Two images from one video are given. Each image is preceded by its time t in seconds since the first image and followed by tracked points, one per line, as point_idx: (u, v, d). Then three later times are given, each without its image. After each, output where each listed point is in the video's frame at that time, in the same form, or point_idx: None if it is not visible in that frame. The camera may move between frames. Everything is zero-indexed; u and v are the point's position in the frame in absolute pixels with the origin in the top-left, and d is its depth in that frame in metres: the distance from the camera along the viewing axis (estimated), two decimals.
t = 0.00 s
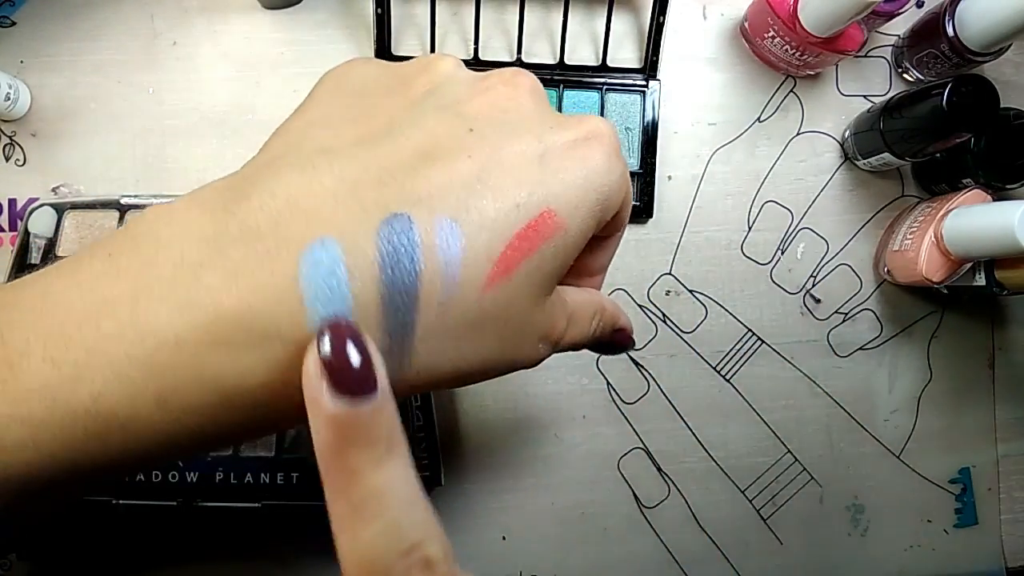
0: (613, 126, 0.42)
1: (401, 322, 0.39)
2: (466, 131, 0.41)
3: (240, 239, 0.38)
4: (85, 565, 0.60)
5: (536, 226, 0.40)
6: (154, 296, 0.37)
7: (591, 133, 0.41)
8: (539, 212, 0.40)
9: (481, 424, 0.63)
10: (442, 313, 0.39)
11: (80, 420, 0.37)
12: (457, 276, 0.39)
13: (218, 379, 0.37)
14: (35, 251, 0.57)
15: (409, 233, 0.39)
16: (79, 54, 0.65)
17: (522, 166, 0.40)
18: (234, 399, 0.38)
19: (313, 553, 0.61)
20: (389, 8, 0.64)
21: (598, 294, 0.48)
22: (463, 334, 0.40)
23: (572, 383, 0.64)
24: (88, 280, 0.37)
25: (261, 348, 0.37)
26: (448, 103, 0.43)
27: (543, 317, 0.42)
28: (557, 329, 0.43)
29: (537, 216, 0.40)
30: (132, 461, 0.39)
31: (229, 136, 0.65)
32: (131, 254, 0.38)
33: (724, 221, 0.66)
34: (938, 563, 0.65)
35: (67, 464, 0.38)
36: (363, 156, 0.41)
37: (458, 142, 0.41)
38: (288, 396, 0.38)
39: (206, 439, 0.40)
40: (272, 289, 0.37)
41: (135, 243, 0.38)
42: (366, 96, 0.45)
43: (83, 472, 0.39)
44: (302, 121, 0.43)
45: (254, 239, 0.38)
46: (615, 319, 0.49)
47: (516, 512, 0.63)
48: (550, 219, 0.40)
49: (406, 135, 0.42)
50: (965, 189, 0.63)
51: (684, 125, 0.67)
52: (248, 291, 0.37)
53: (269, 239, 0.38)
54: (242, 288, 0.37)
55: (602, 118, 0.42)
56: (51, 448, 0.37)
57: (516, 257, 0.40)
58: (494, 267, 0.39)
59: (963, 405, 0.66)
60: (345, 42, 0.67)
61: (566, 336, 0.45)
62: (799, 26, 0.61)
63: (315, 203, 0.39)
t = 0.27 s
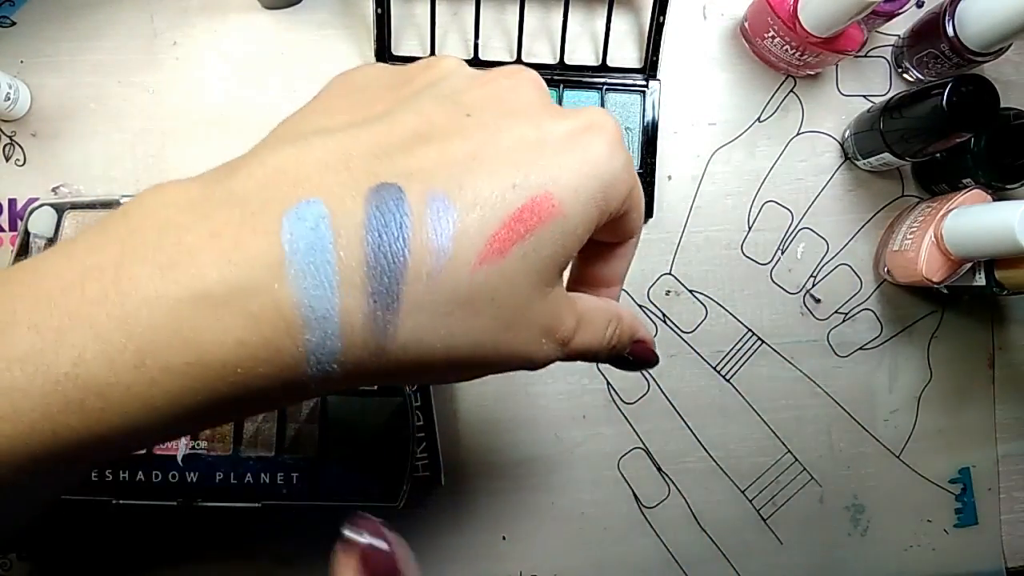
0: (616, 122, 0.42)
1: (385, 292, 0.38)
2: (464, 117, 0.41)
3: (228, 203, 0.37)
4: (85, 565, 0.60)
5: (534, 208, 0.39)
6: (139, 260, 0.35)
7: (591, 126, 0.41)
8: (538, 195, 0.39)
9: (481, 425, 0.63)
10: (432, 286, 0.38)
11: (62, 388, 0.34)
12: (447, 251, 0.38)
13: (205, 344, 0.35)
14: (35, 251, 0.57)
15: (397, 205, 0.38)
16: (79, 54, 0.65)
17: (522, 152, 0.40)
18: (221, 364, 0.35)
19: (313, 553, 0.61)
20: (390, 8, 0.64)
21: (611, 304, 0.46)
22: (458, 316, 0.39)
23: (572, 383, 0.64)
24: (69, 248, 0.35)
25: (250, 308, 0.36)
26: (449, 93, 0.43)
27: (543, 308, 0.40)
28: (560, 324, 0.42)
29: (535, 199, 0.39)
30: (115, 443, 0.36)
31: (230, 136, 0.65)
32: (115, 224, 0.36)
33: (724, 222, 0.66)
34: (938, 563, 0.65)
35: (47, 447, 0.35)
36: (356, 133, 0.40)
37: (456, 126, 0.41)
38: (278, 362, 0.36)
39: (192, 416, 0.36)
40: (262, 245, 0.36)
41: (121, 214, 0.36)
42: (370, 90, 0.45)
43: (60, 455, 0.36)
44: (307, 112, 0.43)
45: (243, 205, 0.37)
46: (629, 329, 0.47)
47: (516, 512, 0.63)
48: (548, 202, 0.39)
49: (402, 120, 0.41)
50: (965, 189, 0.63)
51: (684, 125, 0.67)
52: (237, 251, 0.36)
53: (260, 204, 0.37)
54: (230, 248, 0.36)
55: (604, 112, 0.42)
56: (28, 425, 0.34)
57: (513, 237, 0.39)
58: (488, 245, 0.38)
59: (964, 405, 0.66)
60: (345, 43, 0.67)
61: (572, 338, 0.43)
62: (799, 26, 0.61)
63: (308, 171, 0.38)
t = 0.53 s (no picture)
0: (637, 161, 0.42)
1: (419, 317, 0.39)
2: (496, 152, 0.42)
3: (275, 231, 0.38)
4: (85, 565, 0.60)
5: (561, 242, 0.40)
6: (191, 283, 0.36)
7: (614, 162, 0.41)
8: (565, 229, 0.40)
9: (482, 424, 0.63)
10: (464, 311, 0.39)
11: (108, 400, 0.35)
12: (478, 280, 0.39)
13: (251, 362, 0.36)
14: (35, 251, 0.57)
15: (433, 234, 0.39)
16: (80, 54, 0.65)
17: (548, 186, 0.40)
18: (267, 383, 0.37)
19: (314, 552, 0.62)
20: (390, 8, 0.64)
21: (627, 334, 0.46)
22: (487, 342, 0.39)
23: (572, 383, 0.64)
24: (124, 271, 0.37)
25: (294, 329, 0.37)
26: (484, 131, 0.43)
27: (567, 338, 0.41)
28: (582, 354, 0.42)
29: (562, 232, 0.40)
30: (158, 456, 0.37)
31: (231, 137, 0.65)
32: (167, 249, 0.38)
33: (724, 221, 0.66)
34: (938, 563, 0.65)
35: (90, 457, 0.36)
36: (396, 168, 0.41)
37: (489, 161, 0.41)
38: (319, 381, 0.38)
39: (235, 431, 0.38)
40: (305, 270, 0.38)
41: (174, 240, 0.38)
42: (405, 122, 0.45)
43: (105, 468, 0.37)
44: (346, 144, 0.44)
45: (289, 232, 0.38)
46: (643, 358, 0.47)
47: (516, 512, 0.63)
48: (575, 236, 0.40)
49: (436, 156, 0.42)
50: (964, 189, 0.63)
51: (684, 125, 0.67)
52: (283, 276, 0.37)
53: (305, 231, 0.38)
54: (277, 273, 0.37)
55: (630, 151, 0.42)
56: (76, 436, 0.35)
57: (540, 270, 0.39)
58: (516, 276, 0.39)
59: (964, 405, 0.66)
60: (346, 43, 0.67)
61: (592, 368, 0.43)
62: (799, 26, 0.61)
63: (348, 202, 0.39)
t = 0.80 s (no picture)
0: (648, 153, 0.42)
1: (427, 315, 0.39)
2: (505, 147, 0.42)
3: (284, 230, 0.38)
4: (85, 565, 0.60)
5: (568, 238, 0.39)
6: (202, 283, 0.36)
7: (624, 158, 0.41)
8: (571, 225, 0.40)
9: (481, 425, 0.63)
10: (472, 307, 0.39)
11: (120, 401, 0.35)
12: (485, 280, 0.39)
13: (261, 361, 0.36)
14: (35, 251, 0.57)
15: (441, 232, 0.39)
16: (80, 55, 0.65)
17: (557, 183, 0.40)
18: (279, 381, 0.37)
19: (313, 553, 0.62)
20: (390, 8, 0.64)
21: (632, 322, 0.46)
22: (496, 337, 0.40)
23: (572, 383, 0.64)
24: (135, 271, 0.37)
25: (304, 329, 0.37)
26: (491, 126, 0.43)
27: (573, 330, 0.41)
28: (586, 345, 0.42)
29: (568, 228, 0.40)
30: (171, 455, 0.37)
31: (231, 137, 0.65)
32: (178, 249, 0.38)
33: (724, 221, 0.66)
34: (938, 563, 0.65)
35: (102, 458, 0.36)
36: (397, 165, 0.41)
37: (497, 156, 0.41)
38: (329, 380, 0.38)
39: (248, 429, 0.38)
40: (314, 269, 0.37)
41: (184, 239, 0.38)
42: (416, 118, 0.45)
43: (119, 468, 0.37)
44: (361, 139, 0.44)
45: (298, 231, 0.38)
46: (649, 345, 0.48)
47: (517, 512, 0.63)
48: (582, 233, 0.40)
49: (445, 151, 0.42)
50: (964, 189, 0.63)
51: (684, 125, 0.67)
52: (292, 275, 0.37)
53: (313, 230, 0.38)
54: (286, 272, 0.37)
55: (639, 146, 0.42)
56: (88, 437, 0.36)
57: (547, 267, 0.39)
58: (523, 274, 0.39)
59: (964, 405, 0.66)
60: (346, 43, 0.67)
61: (597, 356, 0.44)
62: (799, 26, 0.61)
63: (357, 200, 0.39)
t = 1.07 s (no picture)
0: (650, 155, 0.42)
1: (418, 302, 0.38)
2: (503, 148, 0.42)
3: (282, 222, 0.39)
4: (85, 565, 0.60)
5: (563, 233, 0.39)
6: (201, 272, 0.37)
7: (624, 157, 0.41)
8: (567, 221, 0.39)
9: (481, 425, 0.63)
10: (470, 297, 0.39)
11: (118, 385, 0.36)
12: (478, 268, 0.39)
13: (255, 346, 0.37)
14: (35, 251, 0.57)
15: (434, 225, 0.39)
16: (80, 55, 0.65)
17: (552, 179, 0.40)
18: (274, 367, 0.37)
19: (313, 553, 0.62)
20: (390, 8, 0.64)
21: (646, 332, 0.46)
22: (497, 331, 0.39)
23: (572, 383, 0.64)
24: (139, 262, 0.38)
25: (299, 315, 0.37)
26: (491, 125, 0.43)
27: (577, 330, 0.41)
28: (593, 346, 0.42)
29: (563, 224, 0.39)
30: (169, 442, 0.38)
31: (231, 137, 0.65)
32: (181, 241, 0.39)
33: (724, 221, 0.66)
34: (938, 563, 0.65)
35: (104, 442, 0.37)
36: (398, 165, 0.41)
37: (495, 157, 0.41)
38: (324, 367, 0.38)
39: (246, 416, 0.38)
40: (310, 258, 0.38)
41: (189, 233, 0.39)
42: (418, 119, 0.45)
43: (119, 453, 0.37)
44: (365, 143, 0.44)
45: (295, 223, 0.39)
46: (665, 356, 0.47)
47: (517, 512, 0.63)
48: (578, 228, 0.39)
49: (444, 154, 0.42)
50: (964, 189, 0.63)
51: (685, 125, 0.67)
52: (288, 263, 0.38)
53: (310, 222, 0.39)
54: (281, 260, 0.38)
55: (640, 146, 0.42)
56: (89, 420, 0.36)
57: (542, 260, 0.39)
58: (519, 265, 0.39)
59: (964, 405, 0.66)
60: (346, 43, 0.67)
61: (605, 362, 0.43)
62: (799, 26, 0.61)
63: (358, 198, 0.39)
